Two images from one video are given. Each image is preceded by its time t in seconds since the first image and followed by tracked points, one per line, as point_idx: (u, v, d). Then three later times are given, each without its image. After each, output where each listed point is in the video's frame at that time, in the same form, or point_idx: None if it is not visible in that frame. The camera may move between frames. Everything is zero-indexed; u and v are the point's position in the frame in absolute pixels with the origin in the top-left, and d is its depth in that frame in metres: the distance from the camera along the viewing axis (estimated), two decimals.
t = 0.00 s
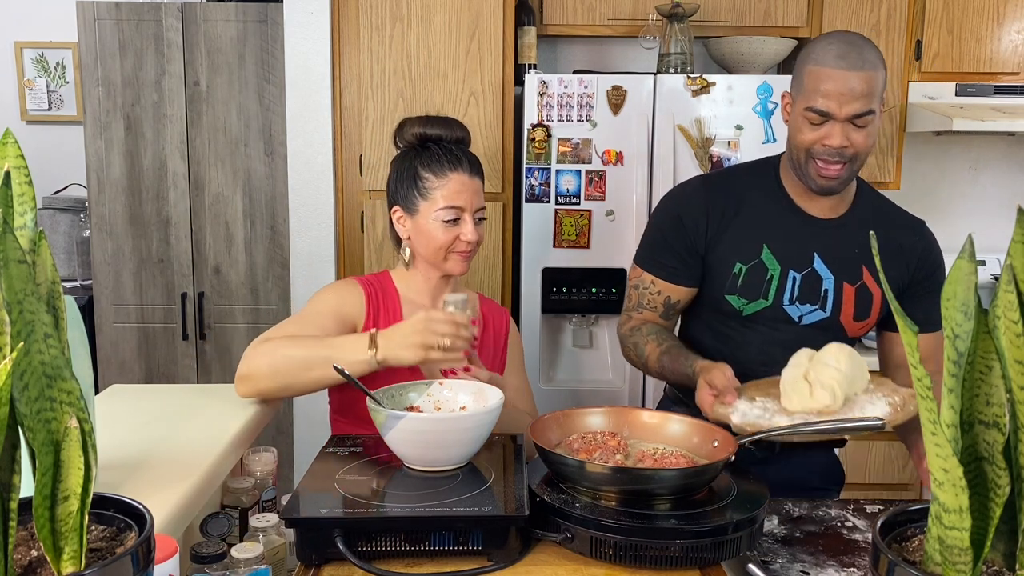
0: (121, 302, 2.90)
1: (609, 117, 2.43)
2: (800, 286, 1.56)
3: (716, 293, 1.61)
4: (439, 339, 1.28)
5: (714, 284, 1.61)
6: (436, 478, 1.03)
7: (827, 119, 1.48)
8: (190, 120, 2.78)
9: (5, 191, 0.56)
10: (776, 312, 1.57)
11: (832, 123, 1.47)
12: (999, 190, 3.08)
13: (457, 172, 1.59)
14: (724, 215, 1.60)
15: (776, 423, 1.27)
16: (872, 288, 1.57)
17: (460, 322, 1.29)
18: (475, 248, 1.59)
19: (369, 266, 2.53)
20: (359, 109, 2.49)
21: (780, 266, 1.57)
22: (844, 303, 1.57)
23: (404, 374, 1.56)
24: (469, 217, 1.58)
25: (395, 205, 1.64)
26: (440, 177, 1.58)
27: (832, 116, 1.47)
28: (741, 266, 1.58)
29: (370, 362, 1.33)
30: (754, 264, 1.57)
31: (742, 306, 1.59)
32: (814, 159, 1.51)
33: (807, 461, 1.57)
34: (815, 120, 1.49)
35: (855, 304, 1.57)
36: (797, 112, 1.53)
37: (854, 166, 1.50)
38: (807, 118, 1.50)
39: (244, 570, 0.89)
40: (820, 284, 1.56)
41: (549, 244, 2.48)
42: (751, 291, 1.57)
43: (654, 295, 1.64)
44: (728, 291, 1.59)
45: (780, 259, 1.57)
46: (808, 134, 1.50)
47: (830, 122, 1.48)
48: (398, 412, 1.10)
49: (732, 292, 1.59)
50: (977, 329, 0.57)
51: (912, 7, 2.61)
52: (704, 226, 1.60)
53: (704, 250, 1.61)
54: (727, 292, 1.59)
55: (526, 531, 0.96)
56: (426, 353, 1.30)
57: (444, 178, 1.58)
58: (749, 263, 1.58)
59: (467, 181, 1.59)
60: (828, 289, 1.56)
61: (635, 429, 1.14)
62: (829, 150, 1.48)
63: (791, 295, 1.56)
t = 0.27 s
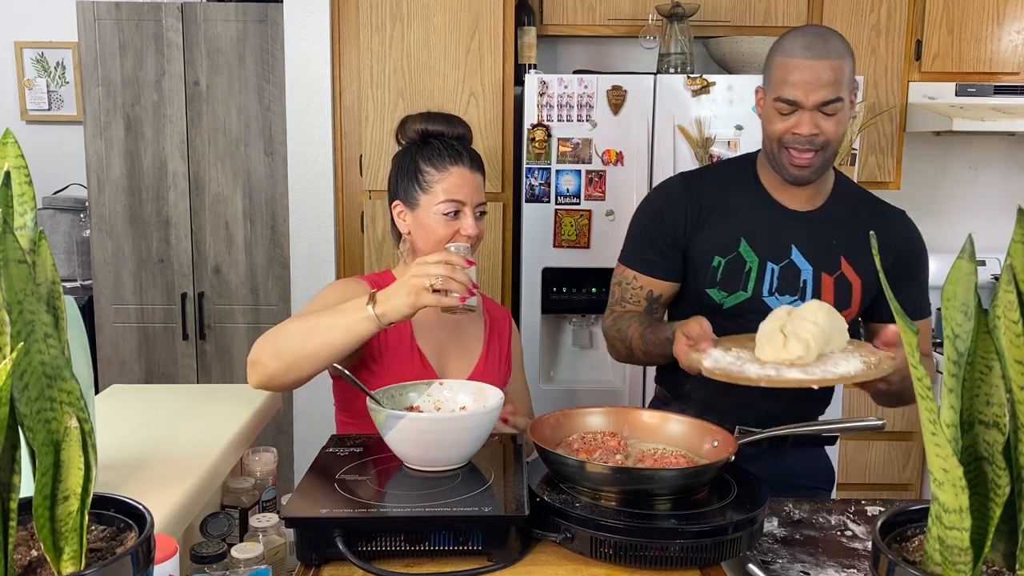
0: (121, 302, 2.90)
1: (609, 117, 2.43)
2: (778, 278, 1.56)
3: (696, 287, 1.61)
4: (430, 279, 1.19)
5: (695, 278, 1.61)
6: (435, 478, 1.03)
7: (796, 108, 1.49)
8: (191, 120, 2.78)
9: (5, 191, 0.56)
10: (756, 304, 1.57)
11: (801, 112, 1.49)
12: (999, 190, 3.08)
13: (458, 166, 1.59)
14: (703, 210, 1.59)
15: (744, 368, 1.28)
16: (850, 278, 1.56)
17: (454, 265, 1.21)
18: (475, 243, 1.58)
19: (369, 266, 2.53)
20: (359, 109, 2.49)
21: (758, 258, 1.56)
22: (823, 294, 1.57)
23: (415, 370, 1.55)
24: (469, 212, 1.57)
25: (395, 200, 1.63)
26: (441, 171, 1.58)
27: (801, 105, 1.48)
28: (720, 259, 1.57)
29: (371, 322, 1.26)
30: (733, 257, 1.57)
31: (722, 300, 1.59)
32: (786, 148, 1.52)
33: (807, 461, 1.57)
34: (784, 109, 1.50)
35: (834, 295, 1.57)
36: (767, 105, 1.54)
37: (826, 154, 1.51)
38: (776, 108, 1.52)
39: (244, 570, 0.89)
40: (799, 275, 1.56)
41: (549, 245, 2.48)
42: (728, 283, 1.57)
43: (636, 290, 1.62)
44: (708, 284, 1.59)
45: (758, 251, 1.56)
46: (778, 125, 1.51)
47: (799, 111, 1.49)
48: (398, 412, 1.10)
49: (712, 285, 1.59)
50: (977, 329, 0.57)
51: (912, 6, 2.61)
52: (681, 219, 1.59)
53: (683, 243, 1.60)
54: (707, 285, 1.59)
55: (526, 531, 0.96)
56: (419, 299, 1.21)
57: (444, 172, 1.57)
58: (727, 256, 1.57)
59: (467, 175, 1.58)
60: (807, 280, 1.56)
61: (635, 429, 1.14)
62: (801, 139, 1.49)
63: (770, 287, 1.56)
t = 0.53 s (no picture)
0: (121, 302, 2.90)
1: (609, 117, 2.43)
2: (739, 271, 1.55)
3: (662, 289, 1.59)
4: (402, 288, 1.17)
5: (660, 279, 1.59)
6: (435, 478, 1.03)
7: (741, 99, 1.51)
8: (191, 120, 2.78)
9: (5, 191, 0.56)
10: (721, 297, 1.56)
11: (746, 102, 1.50)
12: (998, 190, 3.08)
13: (452, 161, 1.59)
14: (661, 209, 1.58)
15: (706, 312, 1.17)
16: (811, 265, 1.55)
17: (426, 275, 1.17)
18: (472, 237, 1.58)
19: (369, 266, 2.53)
20: (359, 110, 2.49)
21: (717, 251, 1.55)
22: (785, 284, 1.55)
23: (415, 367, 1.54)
24: (466, 206, 1.58)
25: (390, 199, 1.62)
26: (436, 165, 1.58)
27: (745, 96, 1.50)
28: (680, 257, 1.56)
29: (343, 331, 1.27)
30: (692, 253, 1.55)
31: (687, 297, 1.56)
32: (736, 139, 1.52)
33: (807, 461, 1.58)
34: (729, 101, 1.52)
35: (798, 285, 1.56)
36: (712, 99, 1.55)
37: (777, 142, 1.52)
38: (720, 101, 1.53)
39: (244, 571, 0.89)
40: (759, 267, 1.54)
41: (549, 245, 2.48)
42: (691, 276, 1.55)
43: (604, 295, 1.58)
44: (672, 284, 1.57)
45: (717, 245, 1.55)
46: (727, 117, 1.52)
47: (743, 101, 1.51)
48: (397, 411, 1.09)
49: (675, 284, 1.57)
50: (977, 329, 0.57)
51: (912, 6, 2.61)
52: (640, 222, 1.57)
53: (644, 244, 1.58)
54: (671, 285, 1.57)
55: (526, 531, 0.96)
56: (390, 307, 1.20)
57: (440, 166, 1.57)
58: (686, 253, 1.56)
59: (462, 169, 1.59)
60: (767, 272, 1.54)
61: (635, 429, 1.14)
62: (749, 128, 1.51)
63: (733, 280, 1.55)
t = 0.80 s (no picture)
0: (121, 302, 2.90)
1: (609, 117, 2.43)
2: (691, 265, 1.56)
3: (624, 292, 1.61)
4: (382, 302, 1.22)
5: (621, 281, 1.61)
6: (436, 478, 1.03)
7: (667, 92, 1.50)
8: (190, 120, 2.78)
9: (5, 191, 0.56)
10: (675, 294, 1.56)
11: (674, 95, 1.49)
12: (998, 189, 3.08)
13: (437, 161, 1.59)
14: (607, 211, 1.60)
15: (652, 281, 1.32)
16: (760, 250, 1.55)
17: (407, 290, 1.21)
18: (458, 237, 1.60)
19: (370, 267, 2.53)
20: (359, 110, 2.49)
21: (667, 248, 1.56)
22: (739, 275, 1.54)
23: (399, 370, 1.56)
24: (451, 206, 1.59)
25: (374, 199, 1.62)
26: (421, 166, 1.58)
27: (671, 89, 1.49)
28: (631, 257, 1.58)
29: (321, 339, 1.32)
30: (642, 253, 1.57)
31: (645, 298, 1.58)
32: (669, 132, 1.53)
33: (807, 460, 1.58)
34: (657, 95, 1.51)
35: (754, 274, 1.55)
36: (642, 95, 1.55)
37: (708, 133, 1.52)
38: (649, 96, 1.53)
39: (244, 570, 0.89)
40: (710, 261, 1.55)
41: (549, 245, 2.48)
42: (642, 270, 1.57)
43: (571, 304, 1.61)
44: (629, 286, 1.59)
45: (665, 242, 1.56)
46: (657, 112, 1.52)
47: (670, 95, 1.50)
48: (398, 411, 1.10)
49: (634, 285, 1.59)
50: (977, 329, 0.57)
51: (912, 6, 2.61)
52: (590, 225, 1.61)
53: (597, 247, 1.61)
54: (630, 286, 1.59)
55: (526, 531, 0.96)
56: (369, 320, 1.25)
57: (424, 166, 1.58)
58: (637, 252, 1.58)
59: (446, 169, 1.60)
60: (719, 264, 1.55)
61: (635, 429, 1.14)
62: (679, 120, 1.50)
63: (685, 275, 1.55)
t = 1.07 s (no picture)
0: (121, 302, 2.90)
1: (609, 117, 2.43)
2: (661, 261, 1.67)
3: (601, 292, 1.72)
4: (364, 313, 1.23)
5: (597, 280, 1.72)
6: (436, 478, 1.03)
7: (617, 92, 1.66)
8: (190, 120, 2.78)
9: (5, 191, 0.56)
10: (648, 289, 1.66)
11: (623, 94, 1.65)
12: (998, 189, 3.08)
13: (418, 158, 1.59)
14: (577, 218, 1.74)
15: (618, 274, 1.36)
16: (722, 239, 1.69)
17: (390, 300, 1.22)
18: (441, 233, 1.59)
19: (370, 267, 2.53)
20: (359, 110, 2.48)
21: (635, 249, 1.69)
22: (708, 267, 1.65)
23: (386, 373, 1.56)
24: (433, 203, 1.58)
25: (356, 199, 1.62)
26: (401, 163, 1.58)
27: (620, 87, 1.65)
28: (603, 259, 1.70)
29: (303, 349, 1.31)
30: (614, 254, 1.70)
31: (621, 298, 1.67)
32: (624, 131, 1.66)
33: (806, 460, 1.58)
34: (608, 96, 1.67)
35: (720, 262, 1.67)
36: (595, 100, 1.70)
37: (660, 127, 1.66)
38: (601, 99, 1.68)
39: (243, 570, 0.89)
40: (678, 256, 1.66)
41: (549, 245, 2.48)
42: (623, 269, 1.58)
43: (553, 306, 1.70)
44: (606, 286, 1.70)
45: (634, 243, 1.70)
46: (609, 113, 1.67)
47: (620, 94, 1.65)
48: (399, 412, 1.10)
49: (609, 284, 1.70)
50: (977, 329, 0.57)
51: (912, 6, 2.61)
52: (561, 231, 1.75)
53: (571, 251, 1.75)
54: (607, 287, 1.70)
55: (526, 530, 0.96)
56: (351, 331, 1.25)
57: (405, 164, 1.58)
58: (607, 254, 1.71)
59: (427, 166, 1.59)
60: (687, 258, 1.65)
61: (635, 429, 1.14)
62: (631, 118, 1.65)
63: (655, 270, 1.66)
